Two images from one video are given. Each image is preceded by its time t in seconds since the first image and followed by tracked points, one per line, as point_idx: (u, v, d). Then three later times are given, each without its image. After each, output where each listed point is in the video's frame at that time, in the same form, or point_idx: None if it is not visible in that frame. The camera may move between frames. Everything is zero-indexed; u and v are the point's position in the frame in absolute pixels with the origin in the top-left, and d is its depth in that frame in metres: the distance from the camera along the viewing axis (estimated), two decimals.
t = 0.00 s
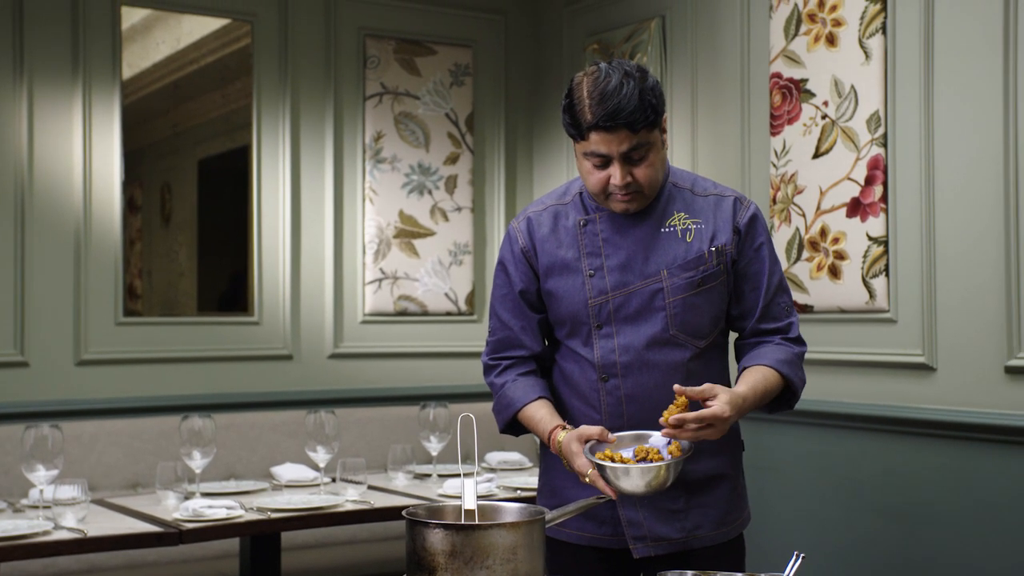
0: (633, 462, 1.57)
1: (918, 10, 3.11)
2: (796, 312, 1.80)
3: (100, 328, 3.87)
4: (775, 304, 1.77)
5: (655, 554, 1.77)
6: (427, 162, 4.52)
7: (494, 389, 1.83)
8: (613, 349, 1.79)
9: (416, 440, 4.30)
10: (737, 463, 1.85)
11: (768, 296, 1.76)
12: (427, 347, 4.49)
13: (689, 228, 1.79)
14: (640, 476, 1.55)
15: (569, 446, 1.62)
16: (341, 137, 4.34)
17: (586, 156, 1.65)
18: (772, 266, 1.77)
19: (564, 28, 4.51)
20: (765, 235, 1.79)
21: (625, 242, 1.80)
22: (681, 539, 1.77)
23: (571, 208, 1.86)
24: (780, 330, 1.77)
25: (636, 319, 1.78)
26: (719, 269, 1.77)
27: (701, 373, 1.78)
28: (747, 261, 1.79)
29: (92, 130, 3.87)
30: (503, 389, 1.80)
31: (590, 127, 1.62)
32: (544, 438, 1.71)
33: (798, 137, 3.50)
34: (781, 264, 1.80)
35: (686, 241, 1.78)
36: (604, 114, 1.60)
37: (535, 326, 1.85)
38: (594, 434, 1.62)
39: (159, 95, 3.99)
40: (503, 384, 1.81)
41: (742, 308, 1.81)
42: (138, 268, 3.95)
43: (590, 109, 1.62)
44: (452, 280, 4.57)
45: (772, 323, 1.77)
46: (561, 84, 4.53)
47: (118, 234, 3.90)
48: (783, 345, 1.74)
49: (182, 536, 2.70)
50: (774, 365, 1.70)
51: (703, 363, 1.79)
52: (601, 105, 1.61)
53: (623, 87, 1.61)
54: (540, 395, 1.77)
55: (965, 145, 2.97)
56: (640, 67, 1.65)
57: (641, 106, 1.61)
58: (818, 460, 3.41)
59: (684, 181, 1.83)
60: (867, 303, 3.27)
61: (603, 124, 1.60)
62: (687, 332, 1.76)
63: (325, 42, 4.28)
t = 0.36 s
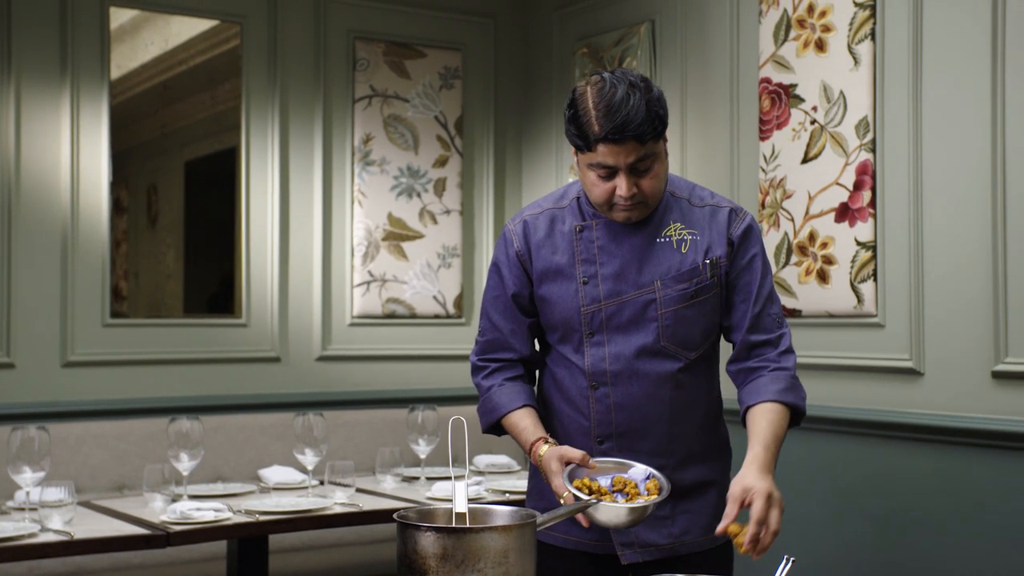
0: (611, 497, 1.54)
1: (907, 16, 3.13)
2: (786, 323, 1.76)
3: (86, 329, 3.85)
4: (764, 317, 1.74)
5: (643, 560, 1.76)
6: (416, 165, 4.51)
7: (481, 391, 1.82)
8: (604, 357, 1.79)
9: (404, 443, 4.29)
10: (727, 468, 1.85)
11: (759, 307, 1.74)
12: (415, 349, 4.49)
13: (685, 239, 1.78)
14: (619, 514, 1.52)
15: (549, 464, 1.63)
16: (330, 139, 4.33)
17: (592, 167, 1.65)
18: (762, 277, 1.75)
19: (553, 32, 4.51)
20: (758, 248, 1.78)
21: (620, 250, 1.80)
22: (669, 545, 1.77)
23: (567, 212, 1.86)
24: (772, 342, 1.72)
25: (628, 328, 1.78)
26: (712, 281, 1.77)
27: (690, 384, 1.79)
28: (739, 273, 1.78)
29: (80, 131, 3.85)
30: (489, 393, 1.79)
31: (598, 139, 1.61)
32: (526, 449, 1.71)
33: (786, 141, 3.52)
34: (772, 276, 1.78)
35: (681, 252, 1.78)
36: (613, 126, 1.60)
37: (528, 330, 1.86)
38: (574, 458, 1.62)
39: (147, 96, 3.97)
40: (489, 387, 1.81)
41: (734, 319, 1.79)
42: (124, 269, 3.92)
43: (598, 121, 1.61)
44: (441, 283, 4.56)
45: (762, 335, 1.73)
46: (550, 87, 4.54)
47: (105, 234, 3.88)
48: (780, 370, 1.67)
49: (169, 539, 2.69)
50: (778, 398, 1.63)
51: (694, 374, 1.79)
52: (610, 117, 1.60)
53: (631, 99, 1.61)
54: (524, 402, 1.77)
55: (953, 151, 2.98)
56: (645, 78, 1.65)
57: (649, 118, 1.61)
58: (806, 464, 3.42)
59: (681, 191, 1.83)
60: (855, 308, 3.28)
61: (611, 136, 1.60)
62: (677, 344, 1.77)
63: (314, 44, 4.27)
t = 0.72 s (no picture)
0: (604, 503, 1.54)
1: (892, 10, 3.14)
2: (772, 330, 1.76)
3: (67, 321, 3.82)
4: (750, 323, 1.74)
5: (627, 554, 1.75)
6: (400, 157, 4.49)
7: (475, 382, 1.82)
8: (591, 356, 1.79)
9: (388, 437, 4.28)
10: (712, 464, 1.86)
11: (746, 313, 1.74)
12: (399, 342, 4.47)
13: (680, 241, 1.78)
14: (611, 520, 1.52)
15: (544, 465, 1.64)
16: (314, 132, 4.31)
17: (593, 167, 1.65)
18: (755, 287, 1.76)
19: (539, 24, 4.50)
20: (753, 256, 1.78)
21: (614, 249, 1.79)
22: (653, 540, 1.76)
23: (564, 205, 1.85)
24: (755, 347, 1.72)
25: (617, 327, 1.78)
26: (704, 287, 1.77)
27: (676, 387, 1.79)
28: (732, 280, 1.78)
29: (61, 122, 3.81)
30: (484, 386, 1.79)
31: (600, 141, 1.61)
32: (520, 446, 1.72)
33: (771, 135, 3.52)
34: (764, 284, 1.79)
35: (675, 255, 1.78)
36: (616, 128, 1.59)
37: (521, 321, 1.85)
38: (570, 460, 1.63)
39: (129, 87, 3.94)
40: (485, 380, 1.81)
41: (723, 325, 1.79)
42: (105, 261, 3.89)
43: (601, 122, 1.61)
44: (425, 276, 4.55)
45: (746, 340, 1.73)
46: (534, 79, 4.53)
47: (86, 226, 3.85)
48: (761, 377, 1.68)
49: (153, 531, 2.67)
50: (757, 411, 1.65)
51: (680, 377, 1.79)
52: (613, 119, 1.60)
53: (634, 102, 1.61)
54: (521, 397, 1.78)
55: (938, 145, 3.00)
56: (649, 79, 1.65)
57: (652, 121, 1.61)
58: (789, 458, 3.44)
59: (679, 192, 1.82)
60: (839, 301, 3.29)
61: (614, 139, 1.60)
62: (665, 346, 1.77)
63: (298, 35, 4.25)
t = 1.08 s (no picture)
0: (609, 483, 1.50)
1: None
2: (779, 312, 1.82)
3: (56, 307, 3.80)
4: (758, 305, 1.79)
5: (623, 542, 1.76)
6: (390, 144, 4.48)
7: (470, 372, 1.81)
8: (589, 342, 1.78)
9: (379, 424, 4.27)
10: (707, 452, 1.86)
11: (752, 296, 1.79)
12: (389, 330, 4.47)
13: (674, 224, 1.79)
14: (617, 499, 1.48)
15: (545, 450, 1.61)
16: (304, 118, 4.29)
17: (580, 153, 1.64)
18: (756, 267, 1.79)
19: (530, 11, 4.48)
20: (749, 235, 1.81)
21: (609, 235, 1.79)
22: (649, 527, 1.77)
23: (555, 193, 1.85)
24: (762, 328, 1.79)
25: (615, 313, 1.78)
26: (700, 269, 1.78)
27: (674, 370, 1.79)
28: (729, 260, 1.80)
29: (48, 107, 3.78)
30: (479, 375, 1.78)
31: (587, 127, 1.61)
32: (518, 434, 1.70)
33: (763, 124, 3.52)
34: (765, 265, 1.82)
35: (670, 238, 1.78)
36: (603, 115, 1.59)
37: (515, 310, 1.84)
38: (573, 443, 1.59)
39: (118, 72, 3.91)
40: (479, 369, 1.80)
41: (724, 306, 1.82)
42: (92, 247, 3.87)
43: (588, 108, 1.60)
44: (415, 263, 4.54)
45: (754, 323, 1.79)
46: (526, 67, 4.51)
47: (74, 213, 3.82)
48: (763, 349, 1.76)
49: (142, 518, 2.66)
50: (752, 374, 1.71)
51: (677, 360, 1.80)
52: (601, 105, 1.59)
53: (623, 89, 1.60)
54: (515, 386, 1.76)
55: (930, 134, 3.00)
56: (640, 66, 1.64)
57: (640, 109, 1.60)
58: (780, 447, 3.45)
59: (672, 176, 1.83)
60: (829, 290, 3.30)
61: (601, 125, 1.59)
62: (663, 330, 1.77)
63: (288, 20, 4.22)
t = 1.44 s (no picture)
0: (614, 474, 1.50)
1: None
2: (760, 306, 1.79)
3: (47, 305, 3.78)
4: (740, 298, 1.77)
5: (613, 539, 1.76)
6: (383, 142, 4.47)
7: (461, 367, 1.81)
8: (579, 337, 1.78)
9: (371, 423, 4.26)
10: (699, 450, 1.86)
11: (736, 289, 1.77)
12: (381, 329, 4.46)
13: (664, 219, 1.78)
14: (622, 491, 1.47)
15: (548, 437, 1.62)
16: (297, 117, 4.28)
17: (567, 148, 1.64)
18: (741, 260, 1.77)
19: (523, 10, 4.48)
20: (738, 229, 1.79)
21: (599, 229, 1.79)
22: (640, 525, 1.77)
23: (546, 188, 1.84)
24: (736, 323, 1.76)
25: (605, 308, 1.77)
26: (690, 263, 1.77)
27: (665, 365, 1.79)
28: (717, 254, 1.79)
29: (38, 105, 3.76)
30: (472, 369, 1.78)
31: (575, 121, 1.61)
32: (516, 424, 1.71)
33: (756, 123, 3.52)
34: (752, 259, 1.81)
35: (660, 232, 1.78)
36: (590, 109, 1.58)
37: (506, 305, 1.83)
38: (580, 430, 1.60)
39: (108, 70, 3.89)
40: (471, 363, 1.79)
41: (711, 301, 1.80)
42: (83, 245, 3.85)
43: (576, 103, 1.60)
44: (408, 262, 4.53)
45: (730, 317, 1.76)
46: (519, 66, 4.50)
47: (65, 211, 3.80)
48: (733, 346, 1.73)
49: (134, 518, 2.65)
50: (716, 372, 1.69)
51: (668, 355, 1.79)
52: (588, 100, 1.59)
53: (610, 82, 1.59)
54: (509, 378, 1.76)
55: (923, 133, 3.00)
56: (630, 59, 1.63)
57: (627, 103, 1.59)
58: (772, 445, 3.45)
59: (662, 171, 1.83)
60: (822, 289, 3.30)
61: (587, 120, 1.59)
62: (654, 325, 1.76)
63: (280, 18, 4.21)
